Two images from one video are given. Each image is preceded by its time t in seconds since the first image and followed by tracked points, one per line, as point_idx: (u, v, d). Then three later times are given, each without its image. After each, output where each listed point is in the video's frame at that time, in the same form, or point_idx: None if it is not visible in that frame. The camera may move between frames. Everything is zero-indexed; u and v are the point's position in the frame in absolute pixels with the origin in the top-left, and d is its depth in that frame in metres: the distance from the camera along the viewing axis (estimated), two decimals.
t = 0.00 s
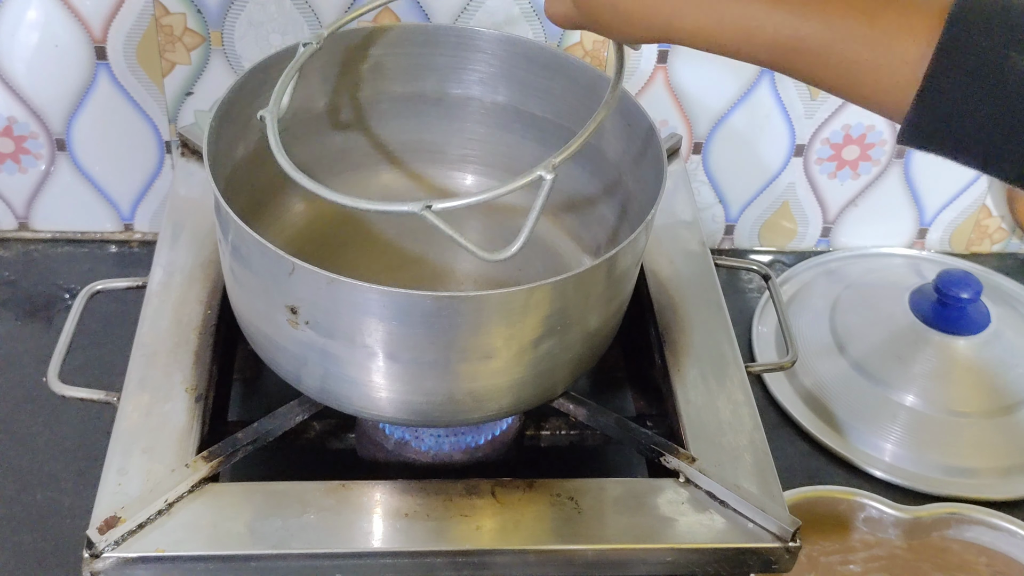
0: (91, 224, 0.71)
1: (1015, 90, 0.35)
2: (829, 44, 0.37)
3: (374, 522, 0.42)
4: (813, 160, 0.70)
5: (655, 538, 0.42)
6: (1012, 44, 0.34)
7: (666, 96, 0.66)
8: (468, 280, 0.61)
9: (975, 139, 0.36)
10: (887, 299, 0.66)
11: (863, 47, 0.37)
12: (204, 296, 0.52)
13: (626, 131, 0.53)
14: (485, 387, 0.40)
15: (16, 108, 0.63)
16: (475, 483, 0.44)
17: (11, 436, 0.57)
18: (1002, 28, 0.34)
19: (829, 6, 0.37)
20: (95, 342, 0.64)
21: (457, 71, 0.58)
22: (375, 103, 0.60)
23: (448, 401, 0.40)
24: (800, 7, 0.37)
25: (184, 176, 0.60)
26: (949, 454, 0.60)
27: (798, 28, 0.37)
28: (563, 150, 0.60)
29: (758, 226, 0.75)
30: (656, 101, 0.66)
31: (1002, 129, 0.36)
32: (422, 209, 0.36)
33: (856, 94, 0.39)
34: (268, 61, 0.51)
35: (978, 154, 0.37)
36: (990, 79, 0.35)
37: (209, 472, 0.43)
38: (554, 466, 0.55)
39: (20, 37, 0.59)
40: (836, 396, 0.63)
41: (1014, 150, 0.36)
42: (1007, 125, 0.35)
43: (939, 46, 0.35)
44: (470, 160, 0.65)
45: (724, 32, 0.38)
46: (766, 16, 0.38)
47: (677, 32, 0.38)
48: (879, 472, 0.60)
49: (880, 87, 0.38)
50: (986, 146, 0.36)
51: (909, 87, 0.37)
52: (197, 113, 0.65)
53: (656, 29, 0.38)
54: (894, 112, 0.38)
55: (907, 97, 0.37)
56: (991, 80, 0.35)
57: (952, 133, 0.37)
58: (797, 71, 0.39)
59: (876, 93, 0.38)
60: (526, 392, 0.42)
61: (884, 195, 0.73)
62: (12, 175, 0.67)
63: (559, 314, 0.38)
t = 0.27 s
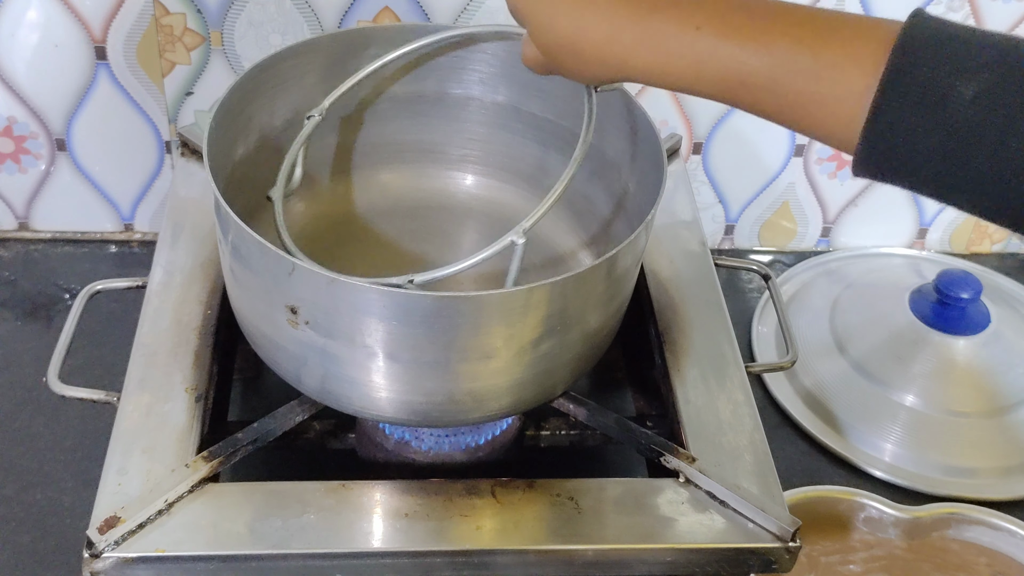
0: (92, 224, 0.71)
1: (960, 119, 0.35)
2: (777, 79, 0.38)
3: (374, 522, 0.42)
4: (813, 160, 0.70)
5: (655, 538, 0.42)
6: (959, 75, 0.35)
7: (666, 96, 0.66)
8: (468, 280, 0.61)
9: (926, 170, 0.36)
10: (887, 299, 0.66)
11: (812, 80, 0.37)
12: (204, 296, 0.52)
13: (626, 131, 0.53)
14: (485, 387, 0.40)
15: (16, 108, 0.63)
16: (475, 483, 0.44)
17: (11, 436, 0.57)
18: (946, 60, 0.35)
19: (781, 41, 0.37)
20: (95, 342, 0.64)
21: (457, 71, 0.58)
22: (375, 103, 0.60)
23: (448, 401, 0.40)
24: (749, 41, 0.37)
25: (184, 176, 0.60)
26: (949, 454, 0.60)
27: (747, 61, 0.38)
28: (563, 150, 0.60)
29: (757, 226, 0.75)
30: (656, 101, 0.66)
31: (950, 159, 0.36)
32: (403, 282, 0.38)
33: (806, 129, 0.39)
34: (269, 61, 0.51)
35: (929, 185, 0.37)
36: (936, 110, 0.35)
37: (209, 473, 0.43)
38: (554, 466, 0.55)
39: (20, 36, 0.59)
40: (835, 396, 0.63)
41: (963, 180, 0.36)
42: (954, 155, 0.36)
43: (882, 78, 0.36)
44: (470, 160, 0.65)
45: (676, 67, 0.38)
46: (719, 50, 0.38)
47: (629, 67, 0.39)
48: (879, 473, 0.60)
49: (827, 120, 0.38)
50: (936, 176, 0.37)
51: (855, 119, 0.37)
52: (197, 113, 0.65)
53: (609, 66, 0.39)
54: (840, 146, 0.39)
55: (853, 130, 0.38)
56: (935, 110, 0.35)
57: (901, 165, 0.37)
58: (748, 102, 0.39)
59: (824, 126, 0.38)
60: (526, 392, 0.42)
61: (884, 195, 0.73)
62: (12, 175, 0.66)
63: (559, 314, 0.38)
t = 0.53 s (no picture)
0: (92, 224, 0.71)
1: (924, 149, 0.33)
2: (744, 110, 0.37)
3: (374, 522, 0.42)
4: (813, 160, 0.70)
5: (655, 538, 0.42)
6: (922, 105, 0.33)
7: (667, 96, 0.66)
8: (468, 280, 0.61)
9: (896, 202, 0.35)
10: (887, 298, 0.66)
11: (779, 112, 0.36)
12: (204, 296, 0.52)
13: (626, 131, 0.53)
14: (485, 387, 0.40)
15: (16, 108, 0.63)
16: (475, 483, 0.44)
17: (11, 436, 0.57)
18: (908, 91, 0.34)
19: (749, 73, 0.37)
20: (95, 342, 0.64)
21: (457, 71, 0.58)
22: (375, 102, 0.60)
23: (448, 401, 0.40)
24: (717, 73, 0.37)
25: (184, 176, 0.60)
26: (949, 455, 0.60)
27: (714, 93, 0.37)
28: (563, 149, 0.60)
29: (757, 226, 0.75)
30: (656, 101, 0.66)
31: (918, 191, 0.34)
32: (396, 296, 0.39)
33: (781, 164, 0.38)
34: (268, 61, 0.51)
35: (899, 218, 0.35)
36: (899, 139, 0.34)
37: (209, 473, 0.43)
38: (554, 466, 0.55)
39: (21, 36, 0.59)
40: (835, 396, 0.63)
41: (932, 213, 0.34)
42: (921, 186, 0.34)
43: (848, 109, 0.35)
44: (470, 160, 0.65)
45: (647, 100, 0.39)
46: (688, 82, 0.38)
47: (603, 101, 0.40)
48: (879, 473, 0.60)
49: (798, 151, 0.37)
50: (905, 210, 0.35)
51: (825, 150, 0.36)
52: (197, 113, 0.65)
53: (584, 101, 0.40)
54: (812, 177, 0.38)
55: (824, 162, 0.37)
56: (898, 140, 0.34)
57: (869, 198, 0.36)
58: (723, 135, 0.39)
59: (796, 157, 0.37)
60: (526, 392, 0.42)
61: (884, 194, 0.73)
62: (12, 175, 0.66)
63: (559, 314, 0.38)
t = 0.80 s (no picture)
0: (92, 224, 0.71)
1: (913, 158, 0.34)
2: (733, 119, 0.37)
3: (374, 522, 0.42)
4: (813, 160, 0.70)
5: (656, 538, 0.42)
6: (908, 115, 0.34)
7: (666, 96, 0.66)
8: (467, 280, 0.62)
9: (886, 212, 0.35)
10: (887, 298, 0.66)
11: (768, 121, 0.36)
12: (204, 296, 0.52)
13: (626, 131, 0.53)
14: (485, 388, 0.40)
15: (16, 108, 0.63)
16: (475, 483, 0.44)
17: (11, 436, 0.57)
18: (894, 101, 0.34)
19: (738, 84, 0.37)
20: (95, 342, 0.64)
21: (456, 71, 0.58)
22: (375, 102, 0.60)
23: (448, 401, 0.40)
24: (706, 84, 0.37)
25: (184, 176, 0.60)
26: (949, 455, 0.60)
27: (702, 103, 0.37)
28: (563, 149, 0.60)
29: (758, 226, 0.75)
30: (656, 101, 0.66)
31: (907, 200, 0.34)
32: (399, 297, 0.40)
33: (770, 175, 0.38)
34: (268, 62, 0.51)
35: (888, 227, 0.36)
36: (887, 149, 0.34)
37: (209, 473, 0.43)
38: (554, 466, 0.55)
39: (20, 36, 0.59)
40: (835, 397, 0.63)
41: (921, 222, 0.35)
42: (910, 195, 0.34)
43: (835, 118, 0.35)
44: (470, 160, 0.65)
45: (638, 110, 0.39)
46: (678, 92, 0.38)
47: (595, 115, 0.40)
48: (879, 473, 0.60)
49: (787, 161, 0.37)
50: (895, 219, 0.35)
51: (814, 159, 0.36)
52: (197, 113, 0.65)
53: (577, 112, 0.40)
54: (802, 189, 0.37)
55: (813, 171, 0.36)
56: (887, 152, 0.34)
57: (858, 208, 0.36)
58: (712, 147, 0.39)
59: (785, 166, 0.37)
60: (526, 392, 0.42)
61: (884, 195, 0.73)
62: (12, 175, 0.66)
63: (559, 314, 0.38)
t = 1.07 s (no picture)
0: (92, 224, 0.71)
1: (900, 167, 0.33)
2: (721, 128, 0.37)
3: (374, 522, 0.42)
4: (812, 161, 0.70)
5: (656, 538, 0.42)
6: (895, 122, 0.33)
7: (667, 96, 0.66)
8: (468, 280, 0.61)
9: (873, 220, 0.35)
10: (887, 299, 0.66)
11: (757, 130, 0.36)
12: (204, 296, 0.52)
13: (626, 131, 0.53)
14: (485, 388, 0.40)
15: (16, 108, 0.63)
16: (475, 483, 0.44)
17: (11, 436, 0.57)
18: (881, 109, 0.34)
19: (726, 93, 0.37)
20: (95, 342, 0.64)
21: (456, 71, 0.58)
22: (375, 102, 0.60)
23: (448, 401, 0.40)
24: (694, 93, 0.37)
25: (184, 176, 0.60)
26: (949, 455, 0.60)
27: (691, 112, 0.37)
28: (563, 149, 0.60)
29: (758, 227, 0.76)
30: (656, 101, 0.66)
31: (895, 208, 0.34)
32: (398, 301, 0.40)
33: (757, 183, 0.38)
34: (268, 62, 0.51)
35: (875, 235, 0.35)
36: (874, 157, 0.34)
37: (209, 473, 0.43)
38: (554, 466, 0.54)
39: (20, 36, 0.59)
40: (834, 397, 0.63)
41: (908, 231, 0.34)
42: (897, 204, 0.34)
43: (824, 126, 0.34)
44: (470, 160, 0.65)
45: (627, 120, 0.39)
46: (667, 102, 0.38)
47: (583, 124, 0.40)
48: (879, 473, 0.60)
49: (775, 169, 0.37)
50: (883, 227, 0.35)
51: (802, 167, 0.36)
52: (197, 113, 0.65)
53: (565, 122, 0.40)
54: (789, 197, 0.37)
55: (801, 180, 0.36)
56: (875, 160, 0.34)
57: (845, 216, 0.35)
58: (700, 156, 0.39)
59: (773, 175, 0.37)
60: (526, 392, 0.42)
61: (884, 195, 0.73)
62: (11, 175, 0.66)
63: (559, 314, 0.38)
